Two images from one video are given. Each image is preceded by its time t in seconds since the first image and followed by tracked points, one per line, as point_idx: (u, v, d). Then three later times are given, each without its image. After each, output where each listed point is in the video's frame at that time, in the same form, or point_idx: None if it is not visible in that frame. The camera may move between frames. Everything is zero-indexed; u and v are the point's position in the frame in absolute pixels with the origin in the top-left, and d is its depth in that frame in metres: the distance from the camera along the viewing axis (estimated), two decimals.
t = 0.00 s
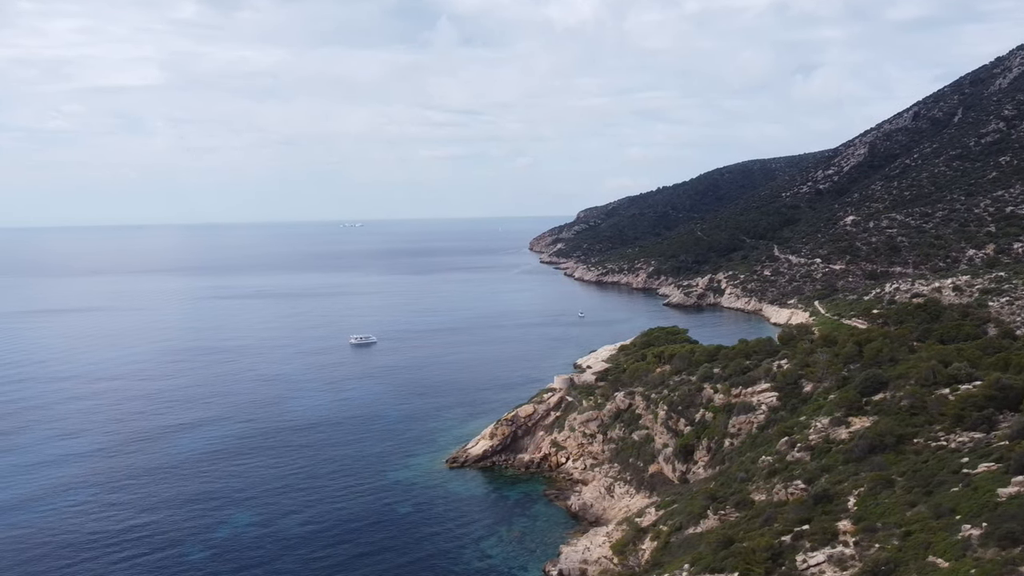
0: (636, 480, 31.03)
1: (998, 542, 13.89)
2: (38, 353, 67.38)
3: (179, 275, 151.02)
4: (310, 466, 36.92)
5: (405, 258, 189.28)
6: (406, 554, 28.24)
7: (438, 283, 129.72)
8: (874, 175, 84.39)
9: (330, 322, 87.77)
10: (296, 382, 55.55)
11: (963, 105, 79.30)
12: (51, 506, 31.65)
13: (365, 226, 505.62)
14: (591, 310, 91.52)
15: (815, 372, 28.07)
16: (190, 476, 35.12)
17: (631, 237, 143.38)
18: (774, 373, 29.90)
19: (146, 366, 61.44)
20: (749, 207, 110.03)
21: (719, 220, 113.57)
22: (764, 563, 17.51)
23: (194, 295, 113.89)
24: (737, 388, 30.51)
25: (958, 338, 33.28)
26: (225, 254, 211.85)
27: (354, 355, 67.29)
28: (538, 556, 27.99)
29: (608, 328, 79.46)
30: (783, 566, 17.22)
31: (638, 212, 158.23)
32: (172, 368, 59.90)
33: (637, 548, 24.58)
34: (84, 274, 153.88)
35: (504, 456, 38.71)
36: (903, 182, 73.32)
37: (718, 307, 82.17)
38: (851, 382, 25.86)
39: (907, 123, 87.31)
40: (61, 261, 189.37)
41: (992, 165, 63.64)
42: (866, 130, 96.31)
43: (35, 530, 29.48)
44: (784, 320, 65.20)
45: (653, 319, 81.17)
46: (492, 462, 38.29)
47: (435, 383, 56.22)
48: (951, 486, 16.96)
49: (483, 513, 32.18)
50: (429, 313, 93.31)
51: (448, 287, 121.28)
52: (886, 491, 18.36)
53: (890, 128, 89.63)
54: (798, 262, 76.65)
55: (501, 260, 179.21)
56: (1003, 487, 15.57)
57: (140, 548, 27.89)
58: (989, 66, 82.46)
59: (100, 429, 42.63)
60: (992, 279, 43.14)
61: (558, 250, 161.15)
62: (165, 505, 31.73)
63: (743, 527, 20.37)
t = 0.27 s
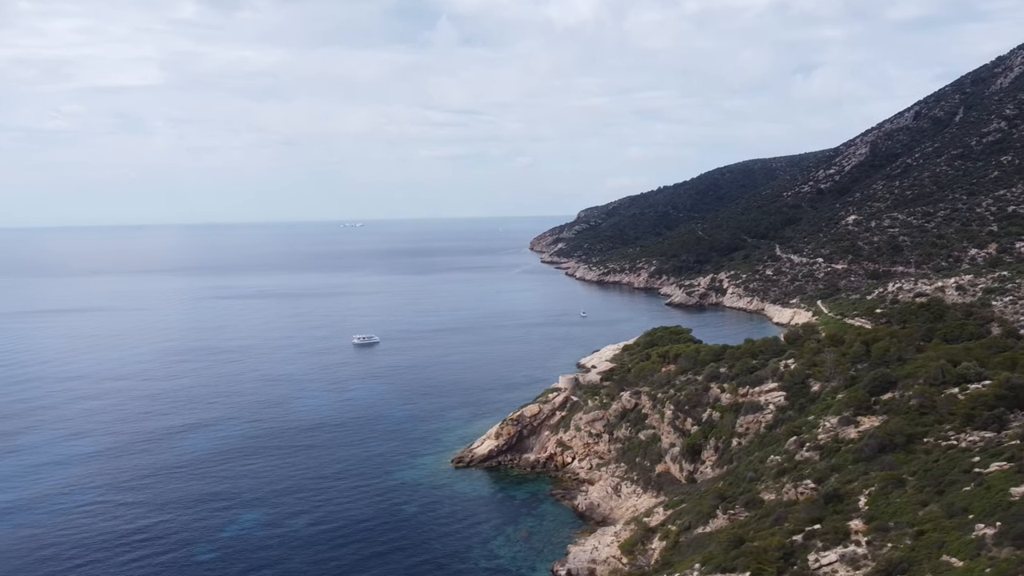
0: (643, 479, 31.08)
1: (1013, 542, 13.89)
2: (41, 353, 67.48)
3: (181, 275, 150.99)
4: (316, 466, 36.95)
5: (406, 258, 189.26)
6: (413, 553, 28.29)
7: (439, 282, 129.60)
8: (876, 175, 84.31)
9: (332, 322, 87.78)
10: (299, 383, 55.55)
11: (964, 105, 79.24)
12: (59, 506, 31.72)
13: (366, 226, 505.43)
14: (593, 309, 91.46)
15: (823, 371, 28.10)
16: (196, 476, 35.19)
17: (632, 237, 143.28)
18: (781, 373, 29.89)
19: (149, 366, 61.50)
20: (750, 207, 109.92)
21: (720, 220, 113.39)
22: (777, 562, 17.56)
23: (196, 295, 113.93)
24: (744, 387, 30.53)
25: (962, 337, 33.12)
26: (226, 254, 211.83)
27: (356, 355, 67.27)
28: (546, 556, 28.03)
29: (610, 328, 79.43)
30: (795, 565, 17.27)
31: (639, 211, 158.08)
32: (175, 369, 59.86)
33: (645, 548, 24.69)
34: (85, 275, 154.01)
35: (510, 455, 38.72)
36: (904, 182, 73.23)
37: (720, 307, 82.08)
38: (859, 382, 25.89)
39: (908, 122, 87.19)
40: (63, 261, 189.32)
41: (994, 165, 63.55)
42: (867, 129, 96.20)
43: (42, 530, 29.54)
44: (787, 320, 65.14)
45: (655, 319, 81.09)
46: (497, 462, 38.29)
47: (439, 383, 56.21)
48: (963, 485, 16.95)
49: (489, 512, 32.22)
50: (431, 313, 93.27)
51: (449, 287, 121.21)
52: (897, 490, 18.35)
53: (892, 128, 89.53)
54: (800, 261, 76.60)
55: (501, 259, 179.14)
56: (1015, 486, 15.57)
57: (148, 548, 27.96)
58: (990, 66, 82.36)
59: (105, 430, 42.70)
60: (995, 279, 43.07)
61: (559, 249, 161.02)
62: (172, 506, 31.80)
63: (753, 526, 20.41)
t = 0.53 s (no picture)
0: (650, 479, 31.19)
1: None
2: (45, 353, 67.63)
3: (182, 275, 151.21)
4: (321, 467, 37.03)
5: (407, 258, 189.34)
6: (421, 553, 28.35)
7: (440, 283, 129.56)
8: (877, 174, 84.23)
9: (335, 322, 87.86)
10: (303, 383, 55.60)
11: (965, 104, 79.21)
12: (66, 506, 31.84)
13: (367, 226, 505.45)
14: (594, 309, 91.48)
15: (830, 370, 28.15)
16: (202, 477, 35.28)
17: (633, 236, 143.19)
18: (788, 373, 29.93)
19: (153, 366, 61.60)
20: (751, 206, 109.85)
21: (721, 219, 113.26)
22: (789, 562, 17.75)
23: (199, 296, 114.08)
24: (751, 387, 30.61)
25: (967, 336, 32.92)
26: (227, 254, 212.13)
27: (359, 356, 67.30)
28: (554, 555, 28.11)
29: (612, 328, 79.41)
30: (807, 564, 17.45)
31: (639, 211, 157.97)
32: (178, 369, 59.90)
33: (655, 548, 24.96)
34: (88, 275, 154.40)
35: (516, 455, 38.75)
36: (906, 181, 73.17)
37: (722, 307, 82.04)
38: (867, 381, 25.93)
39: (909, 122, 87.12)
40: (65, 261, 189.61)
41: (995, 164, 63.52)
42: (868, 129, 96.11)
43: (50, 530, 29.64)
44: (789, 320, 65.12)
45: (658, 319, 81.06)
46: (503, 462, 38.32)
47: (442, 383, 56.25)
48: (975, 485, 16.98)
49: (496, 512, 32.28)
50: (433, 313, 93.28)
51: (450, 287, 121.21)
52: (908, 489, 18.39)
53: (893, 127, 89.41)
54: (802, 261, 76.62)
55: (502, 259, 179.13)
56: None
57: (157, 549, 28.05)
58: (990, 66, 82.33)
59: (110, 431, 42.76)
60: (999, 278, 42.94)
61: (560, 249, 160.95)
62: (180, 506, 31.90)
63: (763, 526, 20.58)
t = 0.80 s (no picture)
0: (657, 478, 31.27)
1: None
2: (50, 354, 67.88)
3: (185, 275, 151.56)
4: (327, 467, 37.12)
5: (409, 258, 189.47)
6: (428, 553, 28.42)
7: (441, 283, 129.58)
8: (879, 173, 84.14)
9: (338, 322, 87.98)
10: (307, 383, 55.67)
11: (967, 103, 79.16)
12: (74, 507, 31.95)
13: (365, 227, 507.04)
14: (597, 309, 91.47)
15: (838, 370, 28.17)
16: (209, 477, 35.40)
17: (635, 236, 143.13)
18: (796, 372, 29.94)
19: (158, 366, 61.77)
20: (752, 206, 109.76)
21: (723, 219, 113.19)
22: (801, 562, 17.85)
23: (202, 296, 114.32)
24: (758, 386, 30.66)
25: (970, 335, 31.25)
26: (229, 254, 212.49)
27: (362, 356, 67.35)
28: (561, 555, 28.19)
29: (615, 328, 79.40)
30: (819, 564, 17.56)
31: (641, 211, 157.86)
32: (182, 370, 59.98)
33: (664, 548, 25.17)
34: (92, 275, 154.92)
35: (521, 455, 38.77)
36: (908, 181, 73.09)
37: (725, 306, 82.01)
38: (875, 380, 25.93)
39: (910, 121, 86.99)
40: (68, 261, 189.26)
41: (997, 163, 63.46)
42: (870, 128, 96.03)
43: (59, 531, 29.78)
44: (792, 319, 65.07)
45: (660, 319, 81.06)
46: (508, 462, 38.36)
47: (445, 383, 56.30)
48: (987, 484, 16.96)
49: (503, 512, 32.34)
50: (435, 313, 93.32)
51: (452, 287, 121.22)
52: (919, 489, 18.39)
53: (894, 126, 89.32)
54: (804, 260, 76.60)
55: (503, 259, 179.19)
56: None
57: (165, 549, 28.17)
58: (991, 65, 82.24)
59: (116, 431, 42.87)
60: (1002, 277, 42.53)
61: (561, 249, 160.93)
62: (188, 506, 32.01)
63: (774, 526, 20.71)
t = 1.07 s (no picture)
0: (664, 479, 31.30)
1: None
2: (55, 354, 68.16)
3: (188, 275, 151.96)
4: (332, 467, 37.18)
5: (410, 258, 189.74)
6: (435, 554, 28.48)
7: (443, 283, 129.62)
8: (881, 173, 84.03)
9: (340, 322, 88.07)
10: (310, 384, 55.73)
11: (968, 103, 79.06)
12: (80, 508, 32.04)
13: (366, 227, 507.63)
14: (599, 309, 91.46)
15: (846, 370, 28.16)
16: (215, 478, 35.48)
17: (637, 236, 143.08)
18: (803, 372, 29.93)
19: (162, 367, 61.98)
20: (754, 206, 109.67)
21: (724, 219, 113.13)
22: (812, 562, 17.88)
23: (205, 296, 114.59)
24: (765, 386, 30.67)
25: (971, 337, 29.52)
26: (231, 254, 213.02)
27: (365, 356, 67.42)
28: (569, 556, 28.22)
29: (618, 328, 79.40)
30: (830, 564, 17.60)
31: (642, 211, 157.82)
32: (186, 371, 60.06)
33: (673, 548, 25.26)
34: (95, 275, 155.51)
35: (527, 455, 38.75)
36: (910, 181, 73.01)
37: (727, 306, 81.95)
38: (884, 381, 25.92)
39: (912, 121, 86.88)
40: (69, 262, 189.65)
41: (1000, 163, 63.41)
42: (872, 128, 95.95)
43: (67, 531, 29.90)
44: (795, 320, 64.98)
45: (663, 319, 81.04)
46: (514, 462, 38.36)
47: (449, 384, 56.34)
48: (999, 484, 16.93)
49: (509, 512, 32.36)
50: (437, 313, 93.40)
51: (453, 288, 121.25)
52: (930, 489, 18.38)
53: (896, 126, 89.23)
54: (807, 260, 76.51)
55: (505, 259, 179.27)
56: None
57: (173, 549, 28.27)
58: (993, 65, 82.14)
59: (121, 432, 42.97)
60: (1006, 277, 42.33)
61: (563, 249, 160.92)
62: (195, 507, 32.12)
63: (784, 526, 20.77)
